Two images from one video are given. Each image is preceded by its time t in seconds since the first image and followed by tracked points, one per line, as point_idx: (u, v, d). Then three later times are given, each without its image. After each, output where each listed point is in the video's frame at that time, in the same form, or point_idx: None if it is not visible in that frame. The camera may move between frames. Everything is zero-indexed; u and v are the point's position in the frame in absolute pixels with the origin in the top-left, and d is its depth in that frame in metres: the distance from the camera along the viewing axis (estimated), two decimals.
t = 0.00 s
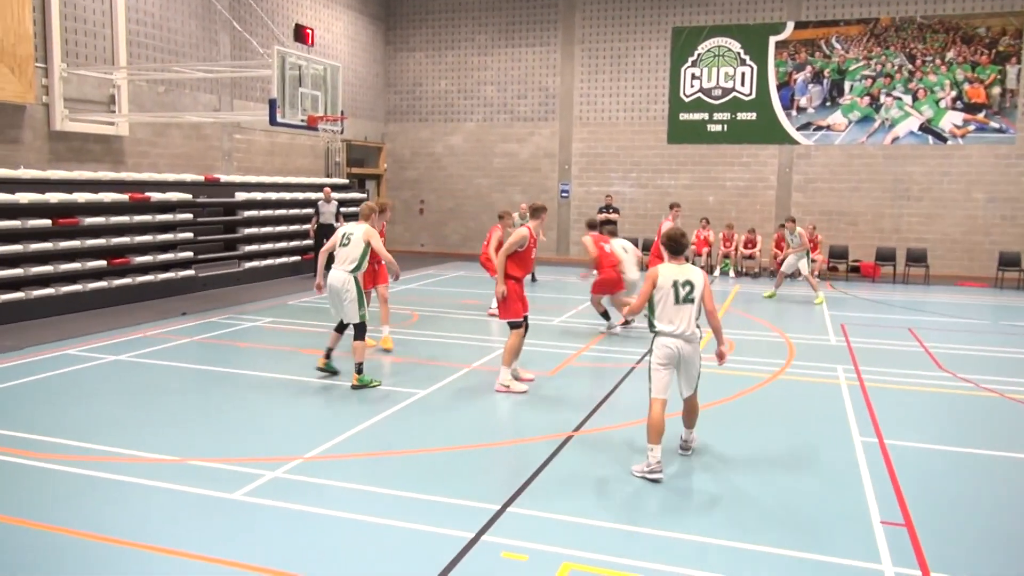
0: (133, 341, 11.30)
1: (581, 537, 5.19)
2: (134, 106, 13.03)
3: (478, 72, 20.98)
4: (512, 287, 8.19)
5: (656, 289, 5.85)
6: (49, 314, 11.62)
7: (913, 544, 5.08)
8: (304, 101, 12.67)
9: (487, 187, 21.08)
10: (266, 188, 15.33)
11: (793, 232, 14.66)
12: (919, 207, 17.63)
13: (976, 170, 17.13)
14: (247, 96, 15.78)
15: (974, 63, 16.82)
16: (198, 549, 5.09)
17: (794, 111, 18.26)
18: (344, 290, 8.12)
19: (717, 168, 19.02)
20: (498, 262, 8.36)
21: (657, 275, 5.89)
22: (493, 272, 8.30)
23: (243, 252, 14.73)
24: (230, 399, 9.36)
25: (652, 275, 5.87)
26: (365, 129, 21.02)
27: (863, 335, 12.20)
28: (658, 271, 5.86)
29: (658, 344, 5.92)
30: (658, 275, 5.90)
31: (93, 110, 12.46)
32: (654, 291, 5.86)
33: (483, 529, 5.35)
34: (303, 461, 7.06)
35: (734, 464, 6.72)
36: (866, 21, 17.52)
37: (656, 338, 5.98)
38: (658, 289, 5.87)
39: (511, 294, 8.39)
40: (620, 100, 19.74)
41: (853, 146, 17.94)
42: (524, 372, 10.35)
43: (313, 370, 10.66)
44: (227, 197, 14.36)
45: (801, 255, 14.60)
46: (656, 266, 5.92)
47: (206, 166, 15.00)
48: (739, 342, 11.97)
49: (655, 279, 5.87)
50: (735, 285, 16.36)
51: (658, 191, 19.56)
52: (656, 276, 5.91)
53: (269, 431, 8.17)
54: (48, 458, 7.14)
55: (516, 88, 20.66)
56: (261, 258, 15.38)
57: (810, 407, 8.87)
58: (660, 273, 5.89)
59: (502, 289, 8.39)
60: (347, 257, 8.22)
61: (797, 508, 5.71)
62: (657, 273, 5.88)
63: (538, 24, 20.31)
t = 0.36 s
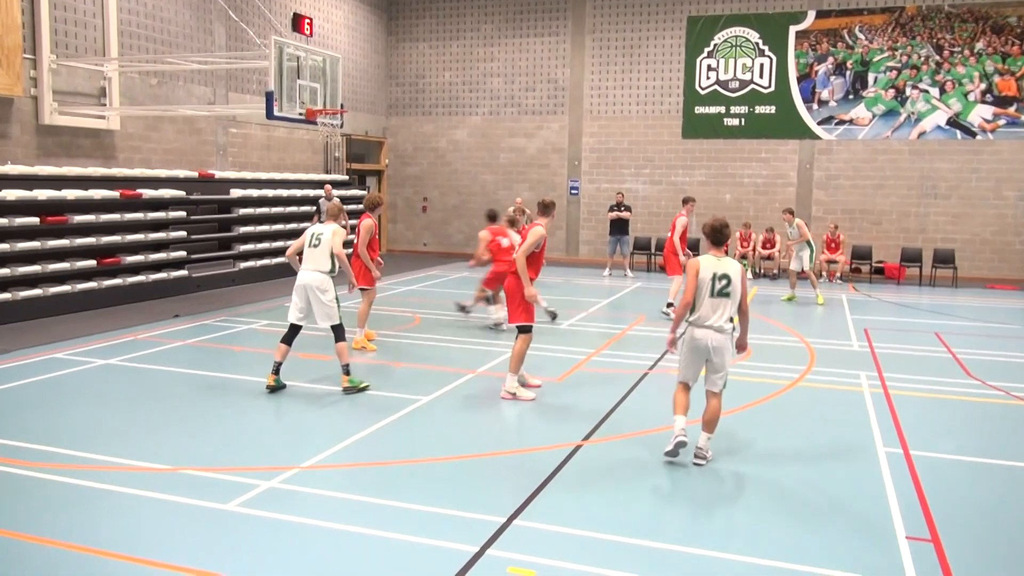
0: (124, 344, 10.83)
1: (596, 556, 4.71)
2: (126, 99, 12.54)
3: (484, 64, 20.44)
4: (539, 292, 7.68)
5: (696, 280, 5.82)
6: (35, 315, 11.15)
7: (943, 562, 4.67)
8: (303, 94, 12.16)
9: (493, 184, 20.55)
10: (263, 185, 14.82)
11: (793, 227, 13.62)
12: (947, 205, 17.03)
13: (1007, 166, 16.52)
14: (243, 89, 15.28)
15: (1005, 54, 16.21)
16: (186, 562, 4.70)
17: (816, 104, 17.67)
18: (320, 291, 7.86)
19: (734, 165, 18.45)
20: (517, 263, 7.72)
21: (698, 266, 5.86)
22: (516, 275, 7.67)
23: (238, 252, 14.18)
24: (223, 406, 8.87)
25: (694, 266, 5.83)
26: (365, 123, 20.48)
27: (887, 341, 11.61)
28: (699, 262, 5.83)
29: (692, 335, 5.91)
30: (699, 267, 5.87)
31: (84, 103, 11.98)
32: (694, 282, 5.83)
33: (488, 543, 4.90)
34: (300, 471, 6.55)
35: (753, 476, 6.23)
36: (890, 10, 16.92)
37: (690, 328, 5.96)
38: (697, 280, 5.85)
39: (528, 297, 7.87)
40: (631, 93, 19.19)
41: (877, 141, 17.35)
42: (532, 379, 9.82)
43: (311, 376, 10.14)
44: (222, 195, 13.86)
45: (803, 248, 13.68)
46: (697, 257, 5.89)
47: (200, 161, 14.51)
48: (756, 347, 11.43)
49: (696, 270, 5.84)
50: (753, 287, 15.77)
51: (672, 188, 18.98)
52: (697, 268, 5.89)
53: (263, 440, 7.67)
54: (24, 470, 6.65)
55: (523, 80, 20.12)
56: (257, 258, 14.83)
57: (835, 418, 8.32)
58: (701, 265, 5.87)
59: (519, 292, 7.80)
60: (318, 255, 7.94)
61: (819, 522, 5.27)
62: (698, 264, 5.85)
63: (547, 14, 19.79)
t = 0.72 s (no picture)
0: (130, 372, 10.39)
1: None
2: (136, 118, 12.21)
3: (505, 82, 20.07)
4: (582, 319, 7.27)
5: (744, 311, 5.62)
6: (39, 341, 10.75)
7: None
8: (317, 113, 11.76)
9: (514, 206, 20.10)
10: (275, 206, 14.40)
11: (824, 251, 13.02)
12: (993, 229, 16.36)
13: None
14: (257, 108, 14.92)
15: None
16: None
17: (853, 123, 17.14)
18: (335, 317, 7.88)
19: (769, 187, 17.91)
20: (560, 290, 7.19)
21: (745, 296, 5.66)
22: (562, 303, 7.15)
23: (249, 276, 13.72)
24: (231, 440, 8.37)
25: (741, 296, 5.63)
26: (382, 143, 20.09)
27: (937, 372, 10.93)
28: (745, 293, 5.65)
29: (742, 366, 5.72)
30: (745, 297, 5.67)
31: (94, 122, 11.65)
32: (741, 313, 5.63)
33: None
34: (311, 504, 6.65)
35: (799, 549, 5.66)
36: (932, 25, 16.41)
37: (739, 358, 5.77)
38: (745, 311, 5.65)
39: (565, 326, 7.36)
40: (658, 111, 18.70)
41: (918, 161, 16.74)
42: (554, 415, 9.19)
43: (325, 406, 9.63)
44: (233, 217, 13.45)
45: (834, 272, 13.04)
46: (745, 288, 5.68)
47: (211, 182, 14.15)
48: (793, 378, 10.81)
49: (743, 300, 5.64)
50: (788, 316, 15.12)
51: (702, 211, 18.43)
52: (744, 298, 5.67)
53: (271, 480, 7.21)
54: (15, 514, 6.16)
55: (545, 98, 19.71)
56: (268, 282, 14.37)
57: (890, 461, 7.68)
58: (749, 295, 5.67)
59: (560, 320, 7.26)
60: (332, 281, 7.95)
61: None
62: (746, 294, 5.64)
63: (569, 32, 19.42)
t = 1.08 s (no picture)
0: (131, 378, 10.07)
1: None
2: (137, 116, 11.89)
3: (518, 79, 19.70)
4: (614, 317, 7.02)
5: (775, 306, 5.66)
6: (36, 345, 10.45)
7: None
8: (324, 112, 11.42)
9: (526, 207, 19.72)
10: (279, 208, 14.06)
11: (863, 255, 12.41)
12: None
13: None
14: (262, 107, 14.58)
15: None
16: None
17: (880, 122, 16.71)
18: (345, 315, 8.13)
19: (791, 188, 17.48)
20: (591, 290, 6.89)
21: (780, 291, 5.70)
22: (595, 303, 6.82)
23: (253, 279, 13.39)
24: (235, 451, 8.01)
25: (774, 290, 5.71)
26: (390, 141, 19.74)
27: (971, 382, 10.50)
28: (778, 287, 5.70)
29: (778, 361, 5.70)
30: (781, 291, 5.72)
31: (95, 121, 11.35)
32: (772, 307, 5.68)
33: None
34: (315, 515, 6.33)
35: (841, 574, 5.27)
36: (962, 21, 15.99)
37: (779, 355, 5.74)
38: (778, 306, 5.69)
39: (597, 327, 7.04)
40: (676, 109, 18.31)
41: (947, 162, 16.31)
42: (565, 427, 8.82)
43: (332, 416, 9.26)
44: (237, 218, 13.12)
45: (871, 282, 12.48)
46: (783, 282, 5.73)
47: (214, 182, 13.82)
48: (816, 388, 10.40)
49: (777, 295, 5.70)
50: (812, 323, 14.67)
51: (721, 213, 18.02)
52: (779, 293, 5.70)
53: (275, 493, 6.85)
54: (3, 533, 5.79)
55: (559, 96, 19.34)
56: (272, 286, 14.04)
57: (927, 481, 7.24)
58: (784, 290, 5.70)
59: (593, 321, 6.93)
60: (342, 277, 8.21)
61: None
62: (779, 288, 5.70)
63: (584, 27, 19.03)
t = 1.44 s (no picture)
0: (113, 382, 9.55)
1: None
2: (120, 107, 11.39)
3: (521, 68, 19.19)
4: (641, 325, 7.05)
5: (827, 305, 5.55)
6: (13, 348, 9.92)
7: None
8: (317, 103, 10.91)
9: (530, 204, 19.20)
10: (269, 204, 13.53)
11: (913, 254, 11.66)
12: None
13: None
14: (251, 97, 14.03)
15: None
16: None
17: (901, 113, 16.26)
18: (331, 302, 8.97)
19: (807, 182, 16.99)
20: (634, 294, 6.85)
21: (831, 290, 5.58)
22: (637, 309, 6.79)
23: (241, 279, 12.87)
24: (221, 460, 7.51)
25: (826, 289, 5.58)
26: (385, 135, 19.23)
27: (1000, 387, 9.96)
28: (831, 286, 5.58)
29: (823, 361, 5.61)
30: (833, 290, 5.60)
31: (76, 112, 10.81)
32: (824, 307, 5.55)
33: None
34: (306, 527, 6.03)
35: None
36: (986, 8, 15.55)
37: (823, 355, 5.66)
38: (830, 305, 5.57)
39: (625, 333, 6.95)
40: (687, 100, 17.80)
41: (972, 156, 15.86)
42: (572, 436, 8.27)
43: (325, 422, 8.73)
44: (225, 214, 12.60)
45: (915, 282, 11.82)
46: (833, 281, 5.61)
47: (201, 177, 13.29)
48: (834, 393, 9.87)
49: (829, 294, 5.57)
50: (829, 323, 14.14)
51: (734, 209, 17.51)
52: (831, 292, 5.58)
53: (263, 505, 6.48)
54: None
55: (564, 86, 18.83)
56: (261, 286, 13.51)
57: (963, 496, 6.70)
58: (836, 289, 5.58)
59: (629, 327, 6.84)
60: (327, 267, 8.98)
61: None
62: (832, 288, 5.57)
63: (590, 14, 18.53)
